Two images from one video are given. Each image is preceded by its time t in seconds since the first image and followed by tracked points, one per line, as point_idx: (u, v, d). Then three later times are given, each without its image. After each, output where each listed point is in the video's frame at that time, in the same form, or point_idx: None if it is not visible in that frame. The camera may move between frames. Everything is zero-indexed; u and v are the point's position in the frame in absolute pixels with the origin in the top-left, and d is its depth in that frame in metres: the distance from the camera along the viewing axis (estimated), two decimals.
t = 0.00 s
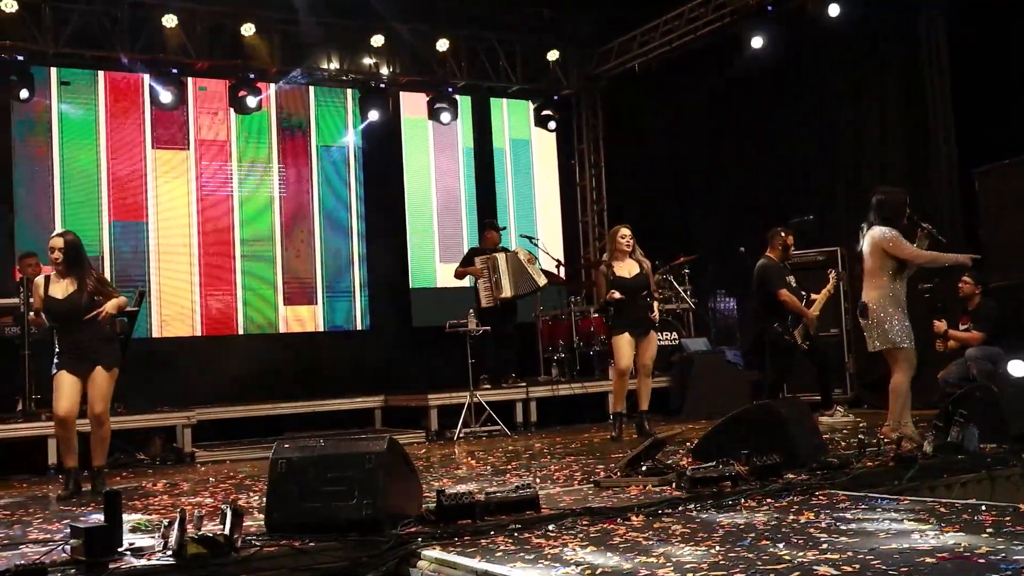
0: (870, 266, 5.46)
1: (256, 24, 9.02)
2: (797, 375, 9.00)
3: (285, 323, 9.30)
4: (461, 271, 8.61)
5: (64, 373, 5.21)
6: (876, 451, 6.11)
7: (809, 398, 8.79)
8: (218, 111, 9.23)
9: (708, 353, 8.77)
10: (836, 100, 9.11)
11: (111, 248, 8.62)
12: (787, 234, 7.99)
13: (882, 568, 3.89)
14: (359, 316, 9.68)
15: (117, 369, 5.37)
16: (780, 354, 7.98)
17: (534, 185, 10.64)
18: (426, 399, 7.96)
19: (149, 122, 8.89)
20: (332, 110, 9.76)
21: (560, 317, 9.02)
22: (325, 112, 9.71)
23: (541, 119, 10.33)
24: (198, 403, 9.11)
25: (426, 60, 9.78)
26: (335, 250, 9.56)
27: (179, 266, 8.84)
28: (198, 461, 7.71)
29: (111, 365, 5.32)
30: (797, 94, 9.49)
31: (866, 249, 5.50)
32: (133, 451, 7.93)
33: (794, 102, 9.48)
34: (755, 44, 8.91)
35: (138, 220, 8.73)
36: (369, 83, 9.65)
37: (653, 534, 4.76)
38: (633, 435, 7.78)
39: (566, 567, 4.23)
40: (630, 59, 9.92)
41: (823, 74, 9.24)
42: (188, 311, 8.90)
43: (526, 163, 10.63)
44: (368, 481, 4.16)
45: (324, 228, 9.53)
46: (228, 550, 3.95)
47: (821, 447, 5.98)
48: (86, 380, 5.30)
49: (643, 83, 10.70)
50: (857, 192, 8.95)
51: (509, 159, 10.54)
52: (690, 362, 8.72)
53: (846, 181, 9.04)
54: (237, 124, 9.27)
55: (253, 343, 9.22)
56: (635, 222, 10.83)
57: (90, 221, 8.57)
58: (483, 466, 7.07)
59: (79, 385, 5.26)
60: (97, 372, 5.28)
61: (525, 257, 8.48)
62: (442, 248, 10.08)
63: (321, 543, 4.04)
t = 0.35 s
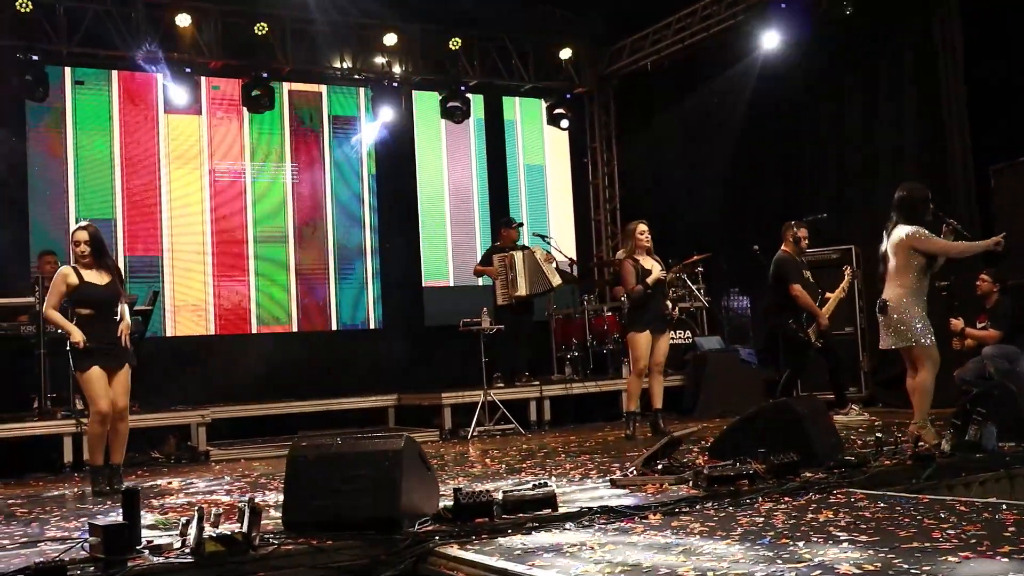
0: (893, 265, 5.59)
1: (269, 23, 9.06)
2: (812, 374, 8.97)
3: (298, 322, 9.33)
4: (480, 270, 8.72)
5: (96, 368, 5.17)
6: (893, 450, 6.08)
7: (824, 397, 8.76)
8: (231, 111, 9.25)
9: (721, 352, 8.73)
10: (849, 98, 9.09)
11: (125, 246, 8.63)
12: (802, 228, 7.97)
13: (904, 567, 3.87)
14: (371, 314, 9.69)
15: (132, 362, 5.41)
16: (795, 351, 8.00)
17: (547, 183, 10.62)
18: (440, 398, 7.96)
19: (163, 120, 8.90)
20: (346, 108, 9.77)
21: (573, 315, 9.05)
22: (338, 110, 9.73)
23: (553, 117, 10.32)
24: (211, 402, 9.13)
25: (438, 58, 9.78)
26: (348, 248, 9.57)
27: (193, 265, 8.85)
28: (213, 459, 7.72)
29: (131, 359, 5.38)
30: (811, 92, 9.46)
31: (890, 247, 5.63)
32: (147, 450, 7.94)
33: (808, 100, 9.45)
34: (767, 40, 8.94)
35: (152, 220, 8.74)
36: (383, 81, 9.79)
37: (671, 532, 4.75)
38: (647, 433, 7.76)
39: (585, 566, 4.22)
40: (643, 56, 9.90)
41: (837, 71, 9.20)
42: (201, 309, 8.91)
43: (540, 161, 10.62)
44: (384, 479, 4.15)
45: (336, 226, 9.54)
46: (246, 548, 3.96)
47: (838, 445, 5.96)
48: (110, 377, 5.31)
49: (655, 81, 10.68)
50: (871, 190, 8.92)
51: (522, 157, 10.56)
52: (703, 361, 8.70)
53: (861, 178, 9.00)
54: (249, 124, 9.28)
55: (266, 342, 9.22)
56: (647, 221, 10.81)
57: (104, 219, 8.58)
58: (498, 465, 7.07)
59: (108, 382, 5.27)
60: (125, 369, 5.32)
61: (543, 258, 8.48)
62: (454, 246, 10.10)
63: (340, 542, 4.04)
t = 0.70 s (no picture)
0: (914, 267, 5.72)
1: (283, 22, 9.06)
2: (827, 374, 8.93)
3: (312, 322, 9.33)
4: (497, 270, 8.71)
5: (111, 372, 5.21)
6: (912, 449, 6.05)
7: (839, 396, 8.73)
8: (245, 111, 9.28)
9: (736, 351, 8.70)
10: (864, 96, 9.05)
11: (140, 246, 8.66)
12: (821, 231, 7.91)
13: (927, 568, 3.85)
14: (385, 314, 9.68)
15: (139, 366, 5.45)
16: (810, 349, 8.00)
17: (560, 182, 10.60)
18: (454, 397, 7.96)
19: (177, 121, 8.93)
20: (359, 108, 9.77)
21: (587, 314, 9.00)
22: (352, 109, 9.73)
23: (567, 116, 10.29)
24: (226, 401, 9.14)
25: (452, 58, 9.77)
26: (362, 247, 9.57)
27: (207, 265, 8.88)
28: (228, 458, 7.73)
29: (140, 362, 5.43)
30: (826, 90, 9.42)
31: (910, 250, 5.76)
32: (163, 449, 7.95)
33: (822, 99, 9.41)
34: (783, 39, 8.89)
35: (167, 219, 8.77)
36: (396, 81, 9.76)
37: (691, 532, 4.73)
38: (663, 433, 7.74)
39: (606, 565, 4.21)
40: (657, 55, 9.87)
41: (852, 70, 9.16)
42: (215, 309, 8.94)
43: (553, 160, 10.59)
44: (403, 478, 4.15)
45: (350, 225, 9.54)
46: (265, 547, 3.96)
47: (856, 445, 5.93)
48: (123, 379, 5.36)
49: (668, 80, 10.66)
50: (886, 188, 8.87)
51: (535, 156, 10.52)
52: (718, 361, 8.68)
53: (876, 176, 8.96)
54: (263, 124, 9.30)
55: (280, 340, 9.23)
56: (660, 220, 10.79)
57: (119, 219, 8.61)
58: (513, 464, 7.06)
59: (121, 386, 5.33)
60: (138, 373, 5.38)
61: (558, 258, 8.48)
62: (468, 246, 10.10)
63: (358, 541, 4.04)
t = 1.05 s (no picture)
0: (932, 266, 5.72)
1: (298, 22, 9.07)
2: (843, 373, 8.90)
3: (327, 321, 9.33)
4: (511, 272, 8.75)
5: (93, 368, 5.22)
6: (932, 449, 6.02)
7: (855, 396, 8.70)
8: (260, 110, 9.29)
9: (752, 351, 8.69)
10: (880, 95, 9.01)
11: (155, 246, 8.69)
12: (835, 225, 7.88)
13: (953, 569, 3.83)
14: (400, 314, 9.67)
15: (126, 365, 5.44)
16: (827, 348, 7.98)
17: (575, 182, 10.58)
18: (470, 397, 7.96)
19: (193, 121, 8.97)
20: (374, 108, 9.77)
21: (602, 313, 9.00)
22: (367, 109, 9.73)
23: (581, 116, 10.27)
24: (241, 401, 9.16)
25: (466, 57, 9.76)
26: (377, 247, 9.57)
27: (222, 264, 8.91)
28: (245, 458, 7.75)
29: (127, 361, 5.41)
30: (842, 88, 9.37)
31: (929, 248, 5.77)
32: (180, 449, 7.98)
33: (838, 98, 9.37)
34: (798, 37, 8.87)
35: (182, 219, 8.80)
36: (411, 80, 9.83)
37: (711, 532, 4.72)
38: (679, 432, 7.73)
39: (627, 565, 4.20)
40: (672, 54, 9.83)
41: (868, 68, 9.11)
42: (231, 308, 8.95)
43: (568, 160, 10.57)
44: (423, 478, 4.15)
45: (365, 225, 9.54)
46: (286, 546, 3.97)
47: (876, 445, 5.90)
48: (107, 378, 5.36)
49: (682, 78, 10.62)
50: (904, 187, 8.83)
51: (550, 156, 10.49)
52: (734, 360, 8.66)
53: (893, 175, 8.91)
54: (278, 124, 9.31)
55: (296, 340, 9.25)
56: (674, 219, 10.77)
57: (134, 219, 8.65)
58: (530, 463, 7.06)
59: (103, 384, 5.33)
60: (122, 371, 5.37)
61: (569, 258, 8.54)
62: (482, 245, 10.11)
63: (378, 541, 4.04)
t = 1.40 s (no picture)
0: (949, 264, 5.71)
1: (313, 21, 9.07)
2: (859, 372, 8.87)
3: (342, 320, 9.32)
4: (520, 269, 8.76)
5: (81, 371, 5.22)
6: (952, 448, 5.99)
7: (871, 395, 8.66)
8: (275, 110, 9.31)
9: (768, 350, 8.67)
10: (898, 92, 8.95)
11: (170, 244, 8.71)
12: (854, 224, 7.77)
13: (980, 569, 3.80)
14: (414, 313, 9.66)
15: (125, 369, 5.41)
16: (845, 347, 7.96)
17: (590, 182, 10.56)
18: (485, 396, 7.96)
19: (208, 120, 9.00)
20: (388, 108, 9.80)
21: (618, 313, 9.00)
22: (381, 108, 9.76)
23: (597, 115, 10.18)
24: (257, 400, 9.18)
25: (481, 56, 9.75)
26: (391, 246, 9.58)
27: (237, 264, 8.93)
28: (260, 457, 7.77)
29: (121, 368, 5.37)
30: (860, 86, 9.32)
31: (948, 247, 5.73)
32: (196, 447, 8.00)
33: (856, 95, 9.32)
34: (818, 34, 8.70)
35: (197, 218, 8.82)
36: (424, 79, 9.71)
37: (732, 531, 4.71)
38: (695, 431, 7.71)
39: (650, 564, 4.19)
40: (687, 52, 9.80)
41: (885, 65, 9.06)
42: (245, 307, 8.94)
43: (582, 159, 10.57)
44: (444, 477, 4.14)
45: (379, 225, 9.55)
46: (306, 545, 3.96)
47: (897, 444, 5.88)
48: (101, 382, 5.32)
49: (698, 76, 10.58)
50: (921, 185, 8.77)
51: (564, 155, 10.49)
52: (749, 359, 8.63)
53: (910, 173, 8.86)
54: (293, 124, 9.33)
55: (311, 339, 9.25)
56: (688, 218, 10.74)
57: (149, 218, 8.68)
58: (547, 462, 7.06)
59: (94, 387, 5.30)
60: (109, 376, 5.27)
61: (579, 257, 8.51)
62: (496, 244, 10.02)
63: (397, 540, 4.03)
